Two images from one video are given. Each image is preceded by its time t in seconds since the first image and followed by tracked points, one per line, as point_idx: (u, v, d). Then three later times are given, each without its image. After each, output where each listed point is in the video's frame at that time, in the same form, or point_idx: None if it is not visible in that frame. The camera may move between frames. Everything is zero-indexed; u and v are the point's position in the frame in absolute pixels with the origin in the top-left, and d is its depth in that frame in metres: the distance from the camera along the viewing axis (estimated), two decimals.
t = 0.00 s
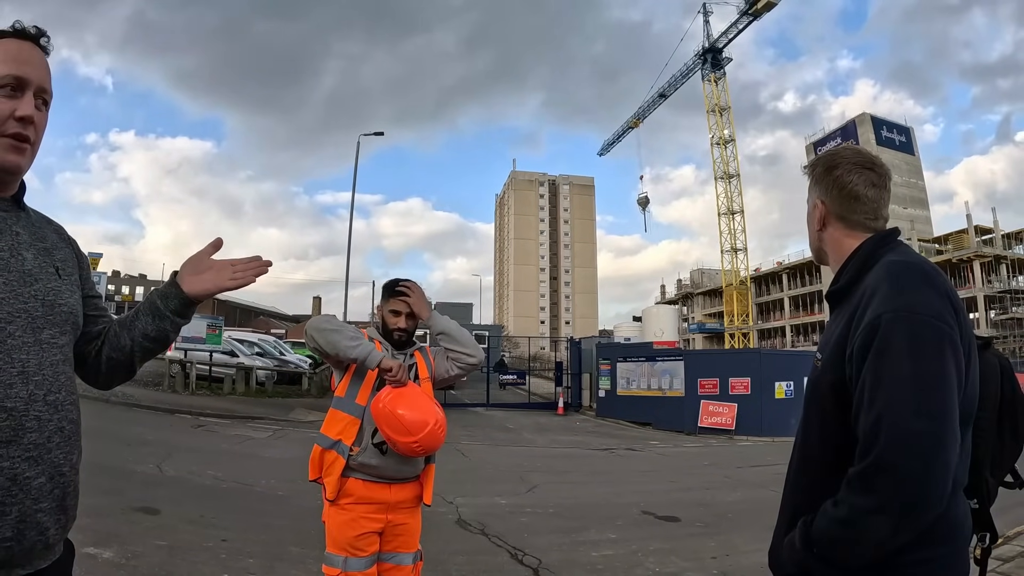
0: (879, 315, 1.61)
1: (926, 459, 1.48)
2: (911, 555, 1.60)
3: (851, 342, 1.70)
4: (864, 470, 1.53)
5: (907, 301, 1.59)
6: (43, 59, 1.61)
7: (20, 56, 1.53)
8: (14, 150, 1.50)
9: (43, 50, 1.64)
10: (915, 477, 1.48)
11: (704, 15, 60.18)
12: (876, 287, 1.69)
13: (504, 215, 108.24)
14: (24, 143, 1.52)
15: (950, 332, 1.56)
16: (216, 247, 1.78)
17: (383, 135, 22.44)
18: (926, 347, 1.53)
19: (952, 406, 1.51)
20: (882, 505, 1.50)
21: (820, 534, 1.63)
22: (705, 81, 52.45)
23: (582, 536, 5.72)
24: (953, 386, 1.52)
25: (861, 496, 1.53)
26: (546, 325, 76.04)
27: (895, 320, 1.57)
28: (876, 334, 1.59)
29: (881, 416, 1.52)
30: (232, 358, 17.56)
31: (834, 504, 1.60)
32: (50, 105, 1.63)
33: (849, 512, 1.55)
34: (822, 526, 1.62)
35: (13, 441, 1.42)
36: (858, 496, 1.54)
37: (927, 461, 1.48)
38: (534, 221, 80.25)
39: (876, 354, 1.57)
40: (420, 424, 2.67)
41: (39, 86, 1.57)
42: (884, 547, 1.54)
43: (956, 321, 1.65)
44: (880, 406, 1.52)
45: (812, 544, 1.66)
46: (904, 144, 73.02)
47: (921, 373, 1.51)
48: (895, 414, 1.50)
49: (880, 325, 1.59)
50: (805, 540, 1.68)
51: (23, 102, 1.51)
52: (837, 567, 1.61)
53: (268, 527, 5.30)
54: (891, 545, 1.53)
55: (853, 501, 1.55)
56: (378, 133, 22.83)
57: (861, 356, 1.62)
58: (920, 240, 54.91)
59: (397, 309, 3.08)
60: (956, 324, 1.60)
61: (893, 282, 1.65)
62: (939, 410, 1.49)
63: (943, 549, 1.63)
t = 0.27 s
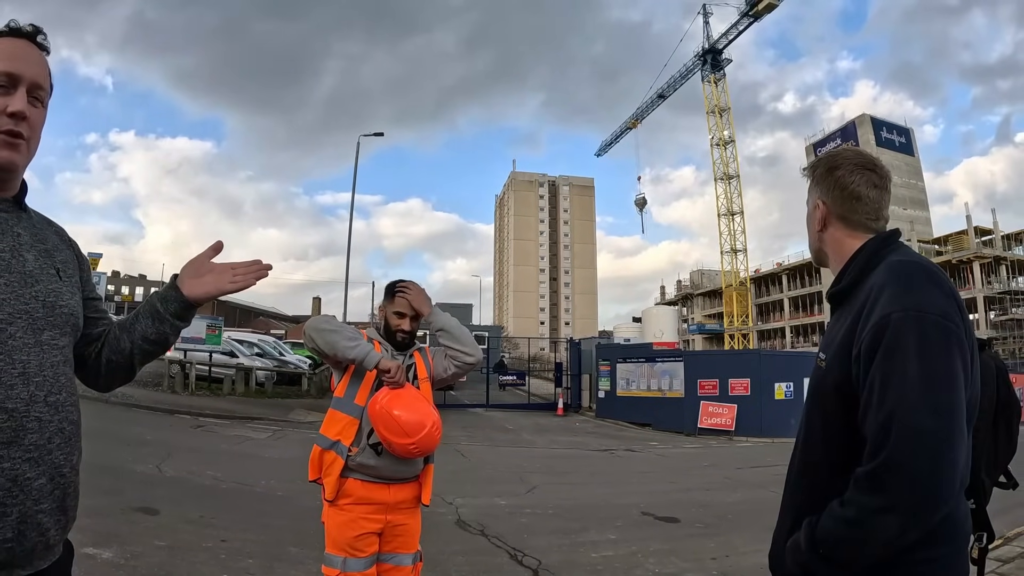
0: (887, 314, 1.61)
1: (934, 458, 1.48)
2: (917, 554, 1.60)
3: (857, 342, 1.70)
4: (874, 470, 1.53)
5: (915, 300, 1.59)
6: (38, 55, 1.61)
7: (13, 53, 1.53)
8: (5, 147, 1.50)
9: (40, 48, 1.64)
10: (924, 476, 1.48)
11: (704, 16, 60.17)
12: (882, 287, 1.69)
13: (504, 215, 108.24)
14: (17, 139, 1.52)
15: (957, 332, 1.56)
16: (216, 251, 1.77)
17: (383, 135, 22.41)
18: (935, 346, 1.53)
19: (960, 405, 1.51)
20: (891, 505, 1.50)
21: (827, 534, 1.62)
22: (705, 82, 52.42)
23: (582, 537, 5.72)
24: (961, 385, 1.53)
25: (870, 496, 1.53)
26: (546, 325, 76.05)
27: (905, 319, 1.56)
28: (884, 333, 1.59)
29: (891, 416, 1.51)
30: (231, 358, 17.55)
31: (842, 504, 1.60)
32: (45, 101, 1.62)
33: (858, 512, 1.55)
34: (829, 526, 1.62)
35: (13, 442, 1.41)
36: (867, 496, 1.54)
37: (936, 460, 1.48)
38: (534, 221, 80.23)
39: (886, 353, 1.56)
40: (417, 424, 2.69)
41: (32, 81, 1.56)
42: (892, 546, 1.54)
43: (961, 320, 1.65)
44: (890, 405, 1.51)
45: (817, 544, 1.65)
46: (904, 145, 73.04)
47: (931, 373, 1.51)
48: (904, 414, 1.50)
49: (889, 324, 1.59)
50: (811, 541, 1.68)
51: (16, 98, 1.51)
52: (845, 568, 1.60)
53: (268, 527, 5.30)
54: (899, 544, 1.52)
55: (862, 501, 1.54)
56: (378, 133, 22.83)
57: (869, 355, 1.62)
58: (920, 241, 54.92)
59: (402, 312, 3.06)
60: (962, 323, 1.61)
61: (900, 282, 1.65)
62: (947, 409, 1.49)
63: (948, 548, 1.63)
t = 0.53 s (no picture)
0: (889, 315, 1.61)
1: (937, 459, 1.48)
2: (919, 555, 1.60)
3: (859, 342, 1.70)
4: (876, 470, 1.52)
5: (917, 300, 1.59)
6: (28, 51, 1.60)
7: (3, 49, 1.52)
8: None
9: (31, 46, 1.64)
10: (926, 477, 1.48)
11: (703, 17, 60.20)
12: (884, 288, 1.69)
13: (503, 216, 108.27)
14: (6, 135, 1.51)
15: (960, 332, 1.56)
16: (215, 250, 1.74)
17: (383, 135, 22.42)
18: (938, 347, 1.53)
19: (962, 405, 1.51)
20: (895, 506, 1.50)
21: (829, 536, 1.62)
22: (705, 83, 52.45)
23: (581, 537, 5.73)
24: (963, 386, 1.53)
25: (873, 497, 1.53)
26: (546, 326, 76.06)
27: (907, 320, 1.56)
28: (887, 334, 1.58)
29: (895, 416, 1.51)
30: (231, 358, 17.54)
31: (844, 505, 1.60)
32: (37, 96, 1.61)
33: (860, 512, 1.54)
34: (831, 527, 1.61)
35: (10, 444, 1.41)
36: (870, 496, 1.53)
37: (938, 460, 1.48)
38: (534, 222, 80.23)
39: (888, 354, 1.56)
40: (415, 426, 2.69)
41: (21, 76, 1.55)
42: (895, 548, 1.53)
43: (963, 320, 1.65)
44: (893, 405, 1.51)
45: (820, 545, 1.65)
46: (904, 146, 72.96)
47: (933, 374, 1.51)
48: (908, 414, 1.50)
49: (891, 325, 1.59)
50: (813, 542, 1.67)
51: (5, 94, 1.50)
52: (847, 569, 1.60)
53: (267, 528, 5.30)
54: (902, 545, 1.52)
55: (865, 502, 1.54)
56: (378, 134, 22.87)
57: (871, 356, 1.62)
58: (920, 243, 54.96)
59: (402, 313, 3.07)
60: (964, 323, 1.60)
61: (903, 282, 1.65)
62: (950, 409, 1.49)
63: (951, 549, 1.63)
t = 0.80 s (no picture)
0: (893, 316, 1.60)
1: (941, 461, 1.47)
2: (922, 558, 1.59)
3: (862, 344, 1.69)
4: (879, 472, 1.52)
5: (920, 302, 1.59)
6: (24, 47, 1.60)
7: None
8: None
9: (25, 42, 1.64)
10: (929, 478, 1.47)
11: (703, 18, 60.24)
12: (887, 289, 1.69)
13: (504, 216, 108.29)
14: (6, 132, 1.52)
15: (963, 334, 1.56)
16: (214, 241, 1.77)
17: (383, 135, 22.43)
18: (941, 348, 1.52)
19: (965, 407, 1.51)
20: (898, 508, 1.49)
21: (831, 538, 1.61)
22: (705, 83, 52.45)
23: (581, 538, 5.72)
24: (966, 387, 1.52)
25: (875, 499, 1.52)
26: (546, 326, 76.06)
27: (911, 321, 1.56)
28: (890, 335, 1.58)
29: (898, 418, 1.51)
30: (231, 359, 17.53)
31: (847, 507, 1.59)
32: (33, 92, 1.61)
33: (863, 514, 1.54)
34: (833, 528, 1.61)
35: (5, 447, 1.41)
36: (872, 498, 1.53)
37: (941, 462, 1.47)
38: (534, 222, 80.24)
39: (891, 356, 1.56)
40: (415, 424, 2.68)
41: (16, 71, 1.55)
42: (897, 550, 1.53)
43: (967, 322, 1.64)
44: (897, 406, 1.51)
45: (822, 547, 1.64)
46: (904, 147, 72.96)
47: (937, 376, 1.50)
48: (912, 415, 1.49)
49: (895, 325, 1.58)
50: (815, 544, 1.67)
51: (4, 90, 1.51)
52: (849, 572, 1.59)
53: (267, 528, 5.30)
54: (904, 548, 1.51)
55: (867, 504, 1.54)
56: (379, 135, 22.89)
57: (875, 356, 1.61)
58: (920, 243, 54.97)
59: (398, 311, 3.08)
60: (966, 325, 1.60)
61: (906, 284, 1.65)
62: (953, 411, 1.49)
63: (953, 553, 1.62)
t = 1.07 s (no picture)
0: (901, 316, 1.60)
1: (949, 463, 1.47)
2: (929, 560, 1.59)
3: (869, 344, 1.68)
4: (889, 472, 1.52)
5: (929, 302, 1.58)
6: (10, 41, 1.59)
7: None
8: None
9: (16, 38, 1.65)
10: (938, 480, 1.47)
11: (704, 18, 60.23)
12: (895, 289, 1.68)
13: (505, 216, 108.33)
14: None
15: (971, 335, 1.55)
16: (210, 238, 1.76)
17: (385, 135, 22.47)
18: (949, 349, 1.52)
19: (974, 408, 1.51)
20: (907, 509, 1.49)
21: (839, 539, 1.61)
22: (706, 83, 52.44)
23: (582, 538, 5.72)
24: (974, 387, 1.52)
25: (883, 500, 1.52)
26: (547, 326, 76.09)
27: (920, 321, 1.55)
28: (899, 335, 1.57)
29: (907, 419, 1.50)
30: (232, 358, 17.54)
31: (854, 508, 1.59)
32: (23, 87, 1.60)
33: (872, 515, 1.53)
34: (840, 530, 1.61)
35: (5, 450, 1.41)
36: (881, 500, 1.53)
37: (951, 463, 1.47)
38: (535, 222, 80.27)
39: (900, 356, 1.55)
40: (413, 423, 2.67)
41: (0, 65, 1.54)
42: (906, 551, 1.52)
43: (974, 322, 1.64)
44: (906, 407, 1.51)
45: (830, 548, 1.64)
46: (905, 146, 72.89)
47: (947, 376, 1.50)
48: (921, 416, 1.49)
49: (904, 325, 1.57)
50: (823, 545, 1.67)
51: None
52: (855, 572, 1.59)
53: (268, 528, 5.29)
54: (913, 550, 1.51)
55: (875, 506, 1.53)
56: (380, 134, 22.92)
57: (882, 357, 1.61)
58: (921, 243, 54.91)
59: (391, 311, 3.08)
60: (975, 326, 1.60)
61: (914, 283, 1.64)
62: (963, 412, 1.49)
63: (961, 554, 1.62)
